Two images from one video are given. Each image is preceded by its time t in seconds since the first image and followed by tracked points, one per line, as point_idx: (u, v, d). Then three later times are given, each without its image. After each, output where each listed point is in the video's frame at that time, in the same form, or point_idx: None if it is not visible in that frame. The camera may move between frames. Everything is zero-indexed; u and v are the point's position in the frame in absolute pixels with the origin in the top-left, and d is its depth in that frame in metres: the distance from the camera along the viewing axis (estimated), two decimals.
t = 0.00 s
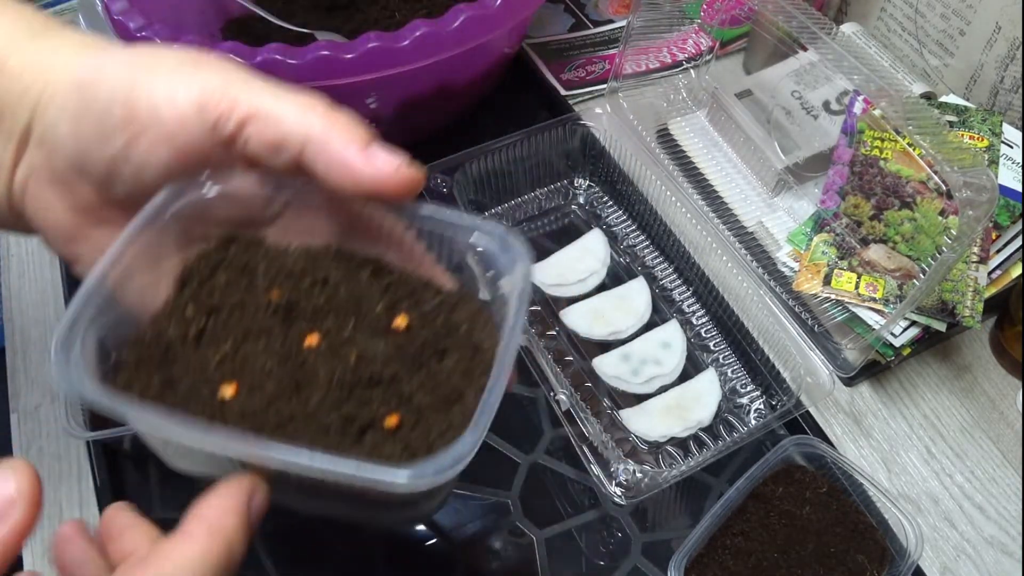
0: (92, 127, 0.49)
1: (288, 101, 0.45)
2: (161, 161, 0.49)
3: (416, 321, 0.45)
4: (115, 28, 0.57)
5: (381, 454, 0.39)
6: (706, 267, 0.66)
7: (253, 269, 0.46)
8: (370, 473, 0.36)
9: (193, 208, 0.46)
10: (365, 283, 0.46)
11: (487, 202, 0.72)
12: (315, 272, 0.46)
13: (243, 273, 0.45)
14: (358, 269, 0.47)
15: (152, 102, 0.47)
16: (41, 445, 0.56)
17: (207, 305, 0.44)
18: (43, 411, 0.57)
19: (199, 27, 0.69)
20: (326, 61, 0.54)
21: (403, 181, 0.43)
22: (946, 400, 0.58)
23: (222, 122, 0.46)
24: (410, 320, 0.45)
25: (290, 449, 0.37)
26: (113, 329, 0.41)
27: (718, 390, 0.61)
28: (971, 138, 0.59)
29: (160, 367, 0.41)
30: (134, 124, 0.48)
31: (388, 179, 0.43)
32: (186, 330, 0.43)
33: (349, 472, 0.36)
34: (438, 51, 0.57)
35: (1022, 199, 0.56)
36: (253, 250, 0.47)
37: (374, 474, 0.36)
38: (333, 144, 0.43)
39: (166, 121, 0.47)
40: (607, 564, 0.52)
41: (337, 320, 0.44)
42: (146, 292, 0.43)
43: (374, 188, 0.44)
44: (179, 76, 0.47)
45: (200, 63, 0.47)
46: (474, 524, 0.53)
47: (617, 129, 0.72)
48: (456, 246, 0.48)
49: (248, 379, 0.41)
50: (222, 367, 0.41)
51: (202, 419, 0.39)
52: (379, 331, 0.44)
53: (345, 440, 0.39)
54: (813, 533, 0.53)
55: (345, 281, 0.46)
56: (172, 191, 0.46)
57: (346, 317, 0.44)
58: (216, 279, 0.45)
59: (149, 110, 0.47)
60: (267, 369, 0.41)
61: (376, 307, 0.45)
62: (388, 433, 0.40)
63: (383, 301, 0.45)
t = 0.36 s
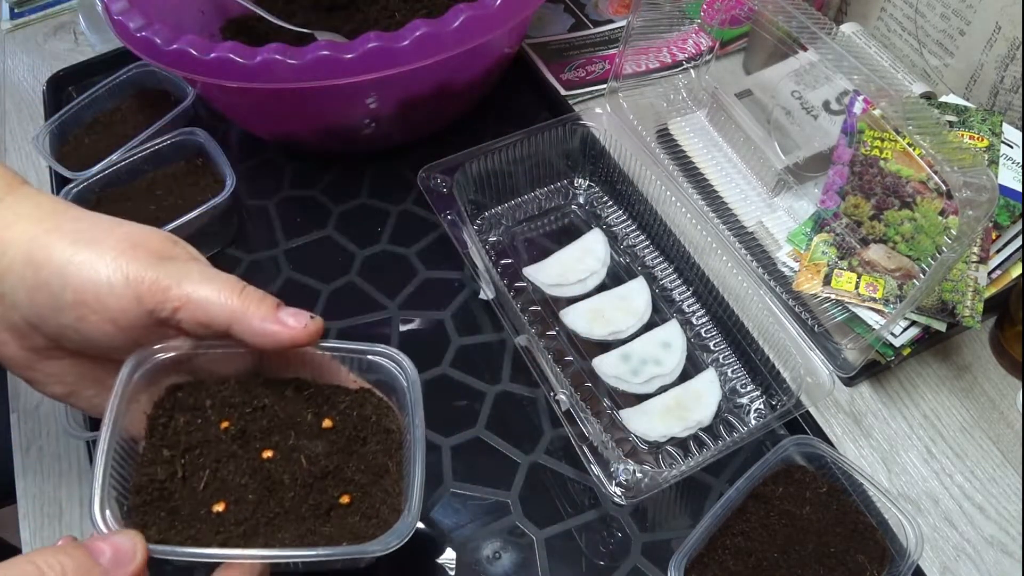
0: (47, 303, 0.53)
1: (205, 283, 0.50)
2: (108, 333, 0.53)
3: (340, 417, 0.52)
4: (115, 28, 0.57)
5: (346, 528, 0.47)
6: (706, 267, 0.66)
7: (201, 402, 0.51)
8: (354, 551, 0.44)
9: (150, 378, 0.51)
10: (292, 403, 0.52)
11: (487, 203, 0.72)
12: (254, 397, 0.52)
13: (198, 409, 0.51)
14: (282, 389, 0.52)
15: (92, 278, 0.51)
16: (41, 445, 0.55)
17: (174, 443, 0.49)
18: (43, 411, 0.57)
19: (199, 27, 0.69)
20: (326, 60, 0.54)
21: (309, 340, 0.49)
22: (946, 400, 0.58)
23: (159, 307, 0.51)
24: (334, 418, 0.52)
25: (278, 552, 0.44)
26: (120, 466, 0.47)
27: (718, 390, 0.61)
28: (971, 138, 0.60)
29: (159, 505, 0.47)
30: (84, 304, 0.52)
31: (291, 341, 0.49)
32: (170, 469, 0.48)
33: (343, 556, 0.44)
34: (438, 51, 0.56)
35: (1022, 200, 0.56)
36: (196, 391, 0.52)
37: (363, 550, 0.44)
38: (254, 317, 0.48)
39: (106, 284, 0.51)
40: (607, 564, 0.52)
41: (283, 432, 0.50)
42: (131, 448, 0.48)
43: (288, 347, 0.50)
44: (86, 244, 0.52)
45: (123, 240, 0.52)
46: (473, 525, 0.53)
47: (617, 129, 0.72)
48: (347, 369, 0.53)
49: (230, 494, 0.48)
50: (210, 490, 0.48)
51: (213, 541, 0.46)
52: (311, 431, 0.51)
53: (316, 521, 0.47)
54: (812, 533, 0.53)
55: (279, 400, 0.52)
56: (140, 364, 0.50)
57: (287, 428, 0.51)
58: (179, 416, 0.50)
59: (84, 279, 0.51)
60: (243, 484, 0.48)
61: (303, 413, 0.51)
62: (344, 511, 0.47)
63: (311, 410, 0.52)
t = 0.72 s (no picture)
0: (54, 306, 0.51)
1: (205, 299, 0.48)
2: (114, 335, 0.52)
3: (345, 428, 0.54)
4: (115, 28, 0.57)
5: (367, 534, 0.49)
6: (705, 267, 0.66)
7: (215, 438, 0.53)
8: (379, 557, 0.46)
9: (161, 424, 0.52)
10: (298, 423, 0.54)
11: (487, 202, 0.72)
12: (263, 423, 0.54)
13: (211, 443, 0.53)
14: (284, 410, 0.54)
15: (97, 282, 0.50)
16: (41, 445, 0.55)
17: (196, 480, 0.51)
18: (43, 411, 0.57)
19: (199, 27, 0.69)
20: (325, 60, 0.54)
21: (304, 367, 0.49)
22: (946, 400, 0.58)
23: (159, 320, 0.50)
24: (339, 429, 0.54)
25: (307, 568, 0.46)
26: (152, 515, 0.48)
27: (718, 390, 0.61)
28: (971, 138, 0.60)
29: (193, 540, 0.49)
30: (90, 309, 0.51)
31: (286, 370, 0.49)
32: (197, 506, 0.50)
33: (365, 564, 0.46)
34: (438, 51, 0.56)
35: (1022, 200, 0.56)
36: (207, 427, 0.53)
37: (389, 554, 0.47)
38: (249, 342, 0.48)
39: (111, 289, 0.49)
40: (607, 564, 0.52)
41: (294, 451, 0.53)
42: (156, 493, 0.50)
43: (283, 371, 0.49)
44: (89, 248, 0.50)
45: (128, 247, 0.50)
46: (473, 524, 0.53)
47: (617, 129, 0.72)
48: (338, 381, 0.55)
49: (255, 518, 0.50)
50: (237, 518, 0.50)
51: (247, 568, 0.48)
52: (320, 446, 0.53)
53: (339, 531, 0.49)
54: (812, 533, 0.52)
55: (282, 421, 0.54)
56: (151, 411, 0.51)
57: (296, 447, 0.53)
58: (196, 454, 0.52)
59: (89, 287, 0.50)
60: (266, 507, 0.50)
61: (310, 429, 0.53)
62: (362, 517, 0.50)
63: (317, 426, 0.54)
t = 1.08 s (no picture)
0: (103, 310, 0.50)
1: (254, 316, 0.48)
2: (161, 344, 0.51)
3: (369, 446, 0.50)
4: (115, 28, 0.57)
5: (389, 549, 0.46)
6: (706, 267, 0.66)
7: (238, 444, 0.50)
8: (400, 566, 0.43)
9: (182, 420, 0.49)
10: (322, 433, 0.50)
11: (487, 202, 0.72)
12: (285, 431, 0.50)
13: (230, 446, 0.49)
14: (308, 422, 0.51)
15: (148, 294, 0.48)
16: (41, 445, 0.55)
17: (212, 482, 0.48)
18: (43, 411, 0.57)
19: (199, 27, 0.69)
20: (325, 60, 0.54)
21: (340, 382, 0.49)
22: (946, 400, 0.58)
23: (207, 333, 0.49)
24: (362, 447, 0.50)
25: (328, 569, 0.43)
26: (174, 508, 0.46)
27: (718, 390, 0.61)
28: (971, 138, 0.60)
29: (207, 540, 0.46)
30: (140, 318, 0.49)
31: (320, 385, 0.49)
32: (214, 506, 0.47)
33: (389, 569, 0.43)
34: (438, 51, 0.56)
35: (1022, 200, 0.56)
36: (229, 431, 0.50)
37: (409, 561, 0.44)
38: (292, 367, 0.47)
39: (158, 300, 0.48)
40: (607, 564, 0.52)
41: (317, 463, 0.49)
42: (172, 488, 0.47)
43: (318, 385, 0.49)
44: (141, 255, 0.49)
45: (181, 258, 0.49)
46: (473, 525, 0.53)
47: (616, 129, 0.72)
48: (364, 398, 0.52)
49: (274, 524, 0.47)
50: (254, 523, 0.47)
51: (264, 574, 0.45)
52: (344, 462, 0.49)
53: (360, 544, 0.46)
54: (813, 533, 0.52)
55: (305, 433, 0.50)
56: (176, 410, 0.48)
57: (320, 459, 0.49)
58: (214, 455, 0.49)
59: (137, 299, 0.49)
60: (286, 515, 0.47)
61: (332, 443, 0.50)
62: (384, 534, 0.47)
63: (340, 440, 0.50)
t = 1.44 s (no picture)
0: (158, 270, 0.50)
1: (313, 287, 0.50)
2: (211, 310, 0.51)
3: (391, 454, 0.48)
4: (115, 28, 0.57)
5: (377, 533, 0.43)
6: (706, 267, 0.66)
7: (260, 399, 0.49)
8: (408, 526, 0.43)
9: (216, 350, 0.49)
10: (343, 429, 0.49)
11: (486, 202, 0.72)
12: (311, 406, 0.49)
13: (255, 395, 0.49)
14: (338, 412, 0.50)
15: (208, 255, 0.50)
16: (41, 445, 0.55)
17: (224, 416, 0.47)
18: (43, 411, 0.57)
19: (199, 27, 0.69)
20: (325, 60, 0.54)
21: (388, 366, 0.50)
22: (946, 400, 0.58)
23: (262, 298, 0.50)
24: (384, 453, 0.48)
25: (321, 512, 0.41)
26: (170, 413, 0.45)
27: (718, 390, 0.61)
28: (971, 138, 0.60)
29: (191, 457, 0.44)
30: (196, 276, 0.50)
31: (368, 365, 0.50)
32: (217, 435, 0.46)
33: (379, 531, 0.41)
34: (438, 51, 0.57)
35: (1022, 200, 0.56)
36: (257, 386, 0.50)
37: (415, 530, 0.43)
38: (350, 335, 0.48)
39: (223, 260, 0.49)
40: (607, 565, 0.52)
41: (334, 444, 0.47)
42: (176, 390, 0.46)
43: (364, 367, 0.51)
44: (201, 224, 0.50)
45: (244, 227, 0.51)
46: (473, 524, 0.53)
47: (616, 129, 0.72)
48: (397, 407, 0.51)
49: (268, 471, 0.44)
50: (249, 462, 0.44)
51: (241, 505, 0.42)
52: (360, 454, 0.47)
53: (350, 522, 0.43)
54: (812, 533, 0.52)
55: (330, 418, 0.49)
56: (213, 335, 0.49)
57: (340, 441, 0.48)
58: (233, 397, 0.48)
59: (197, 256, 0.50)
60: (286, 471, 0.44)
61: (354, 435, 0.49)
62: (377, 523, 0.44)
63: (363, 435, 0.49)
